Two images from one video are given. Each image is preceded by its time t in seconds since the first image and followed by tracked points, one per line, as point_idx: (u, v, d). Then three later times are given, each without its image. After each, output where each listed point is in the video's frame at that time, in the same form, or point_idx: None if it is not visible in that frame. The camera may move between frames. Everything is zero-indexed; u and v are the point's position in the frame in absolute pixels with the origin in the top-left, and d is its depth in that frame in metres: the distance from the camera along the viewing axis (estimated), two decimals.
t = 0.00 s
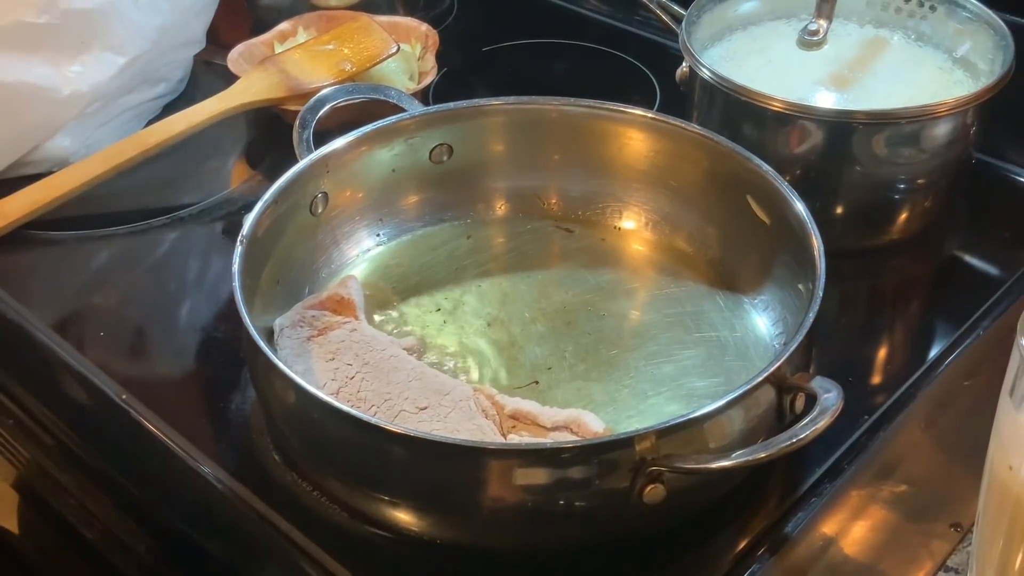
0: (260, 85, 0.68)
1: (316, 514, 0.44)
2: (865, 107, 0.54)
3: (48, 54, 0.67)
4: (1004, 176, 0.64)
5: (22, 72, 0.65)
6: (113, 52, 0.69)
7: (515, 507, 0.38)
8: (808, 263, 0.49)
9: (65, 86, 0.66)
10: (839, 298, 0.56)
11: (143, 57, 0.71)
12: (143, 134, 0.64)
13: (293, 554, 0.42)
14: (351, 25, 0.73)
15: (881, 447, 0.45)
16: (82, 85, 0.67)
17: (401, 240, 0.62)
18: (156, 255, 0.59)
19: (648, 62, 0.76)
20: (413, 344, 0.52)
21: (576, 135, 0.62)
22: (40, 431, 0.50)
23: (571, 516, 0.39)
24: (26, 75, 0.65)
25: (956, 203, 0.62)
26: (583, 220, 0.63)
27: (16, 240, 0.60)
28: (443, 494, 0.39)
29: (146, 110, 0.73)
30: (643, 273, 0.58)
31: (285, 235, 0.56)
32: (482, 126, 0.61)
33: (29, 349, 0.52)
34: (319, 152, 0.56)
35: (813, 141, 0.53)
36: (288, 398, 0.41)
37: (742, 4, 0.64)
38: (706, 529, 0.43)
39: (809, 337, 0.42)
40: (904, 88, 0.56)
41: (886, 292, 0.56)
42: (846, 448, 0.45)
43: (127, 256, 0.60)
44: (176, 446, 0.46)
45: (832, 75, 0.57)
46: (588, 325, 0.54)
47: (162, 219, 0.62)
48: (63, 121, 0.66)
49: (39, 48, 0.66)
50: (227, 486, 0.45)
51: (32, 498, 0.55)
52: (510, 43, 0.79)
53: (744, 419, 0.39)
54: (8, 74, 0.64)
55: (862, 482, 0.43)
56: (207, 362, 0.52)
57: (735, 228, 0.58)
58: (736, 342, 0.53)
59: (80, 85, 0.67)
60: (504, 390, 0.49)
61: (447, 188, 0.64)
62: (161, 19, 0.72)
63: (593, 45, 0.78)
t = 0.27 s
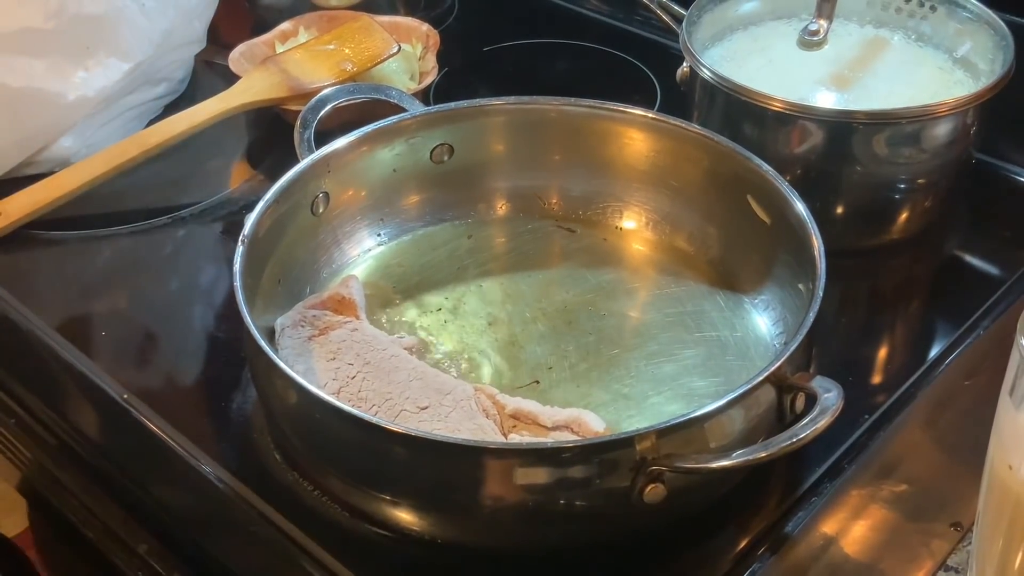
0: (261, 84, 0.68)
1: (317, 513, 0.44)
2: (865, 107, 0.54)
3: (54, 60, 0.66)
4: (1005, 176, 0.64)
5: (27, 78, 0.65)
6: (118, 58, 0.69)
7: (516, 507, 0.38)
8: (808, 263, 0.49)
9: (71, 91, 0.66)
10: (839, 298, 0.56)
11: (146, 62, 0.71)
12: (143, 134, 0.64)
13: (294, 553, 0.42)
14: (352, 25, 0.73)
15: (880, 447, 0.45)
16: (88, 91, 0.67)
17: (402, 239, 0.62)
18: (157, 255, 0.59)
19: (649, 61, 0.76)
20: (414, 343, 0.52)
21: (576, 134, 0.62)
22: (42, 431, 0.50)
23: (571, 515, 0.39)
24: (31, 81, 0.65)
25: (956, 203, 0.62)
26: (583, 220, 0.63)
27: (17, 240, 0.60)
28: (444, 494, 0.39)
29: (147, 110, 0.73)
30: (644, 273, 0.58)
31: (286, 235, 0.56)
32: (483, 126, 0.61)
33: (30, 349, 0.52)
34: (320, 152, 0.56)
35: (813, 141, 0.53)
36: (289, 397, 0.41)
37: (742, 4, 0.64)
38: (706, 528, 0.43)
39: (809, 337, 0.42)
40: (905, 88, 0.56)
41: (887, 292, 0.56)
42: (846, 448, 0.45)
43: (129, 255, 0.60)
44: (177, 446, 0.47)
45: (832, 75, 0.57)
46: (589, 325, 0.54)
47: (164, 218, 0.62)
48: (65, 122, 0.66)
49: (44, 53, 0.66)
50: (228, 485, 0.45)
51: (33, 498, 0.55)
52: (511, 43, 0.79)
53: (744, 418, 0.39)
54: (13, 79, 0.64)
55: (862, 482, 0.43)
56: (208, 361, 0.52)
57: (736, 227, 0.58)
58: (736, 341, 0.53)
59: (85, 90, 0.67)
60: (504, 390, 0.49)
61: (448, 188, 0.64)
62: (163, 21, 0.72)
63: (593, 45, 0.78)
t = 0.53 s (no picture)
0: (262, 84, 0.68)
1: (318, 512, 0.44)
2: (866, 107, 0.54)
3: (54, 59, 0.66)
4: (1005, 176, 0.64)
5: (26, 76, 0.65)
6: (117, 55, 0.69)
7: (516, 506, 0.38)
8: (809, 262, 0.49)
9: (70, 89, 0.66)
10: (840, 298, 0.56)
11: (145, 60, 0.71)
12: (145, 133, 0.64)
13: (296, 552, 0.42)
14: (353, 24, 0.73)
15: (880, 446, 0.45)
16: (87, 88, 0.67)
17: (403, 239, 0.62)
18: (158, 255, 0.60)
19: (650, 61, 0.76)
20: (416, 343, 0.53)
21: (577, 134, 0.62)
22: (44, 430, 0.50)
23: (572, 514, 0.39)
24: (30, 79, 0.65)
25: (957, 202, 0.62)
26: (584, 220, 0.63)
27: (18, 239, 0.60)
28: (445, 493, 0.39)
29: (148, 110, 0.73)
30: (644, 273, 0.58)
31: (288, 234, 0.56)
32: (483, 125, 0.61)
33: (31, 348, 0.52)
34: (321, 151, 0.56)
35: (814, 140, 0.53)
36: (290, 397, 0.41)
37: (743, 4, 0.65)
38: (707, 527, 0.43)
39: (809, 336, 0.42)
40: (905, 88, 0.56)
41: (887, 291, 0.56)
42: (847, 447, 0.45)
43: (130, 255, 0.60)
44: (178, 445, 0.47)
45: (833, 75, 0.57)
46: (590, 324, 0.54)
47: (166, 217, 0.63)
48: (65, 120, 0.66)
49: (44, 52, 0.66)
50: (228, 483, 0.45)
51: (35, 497, 0.55)
52: (512, 42, 0.79)
53: (745, 418, 0.39)
54: (12, 78, 0.64)
55: (862, 481, 0.43)
56: (209, 361, 0.52)
57: (737, 227, 0.58)
58: (736, 341, 0.53)
59: (85, 88, 0.67)
60: (505, 389, 0.49)
61: (449, 187, 0.64)
62: (165, 20, 0.72)
63: (594, 44, 0.78)
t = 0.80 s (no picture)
0: (265, 82, 0.68)
1: (321, 510, 0.44)
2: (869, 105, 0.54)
3: (55, 56, 0.66)
4: (1008, 174, 0.64)
5: (28, 73, 0.65)
6: (119, 52, 0.69)
7: (519, 503, 0.38)
8: (812, 260, 0.49)
9: (72, 86, 0.66)
10: (843, 296, 0.56)
11: (147, 57, 0.71)
12: (147, 132, 0.64)
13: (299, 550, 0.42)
14: (356, 22, 0.73)
15: (883, 444, 0.45)
16: (89, 86, 0.67)
17: (405, 237, 0.62)
18: (161, 253, 0.60)
19: (652, 59, 0.76)
20: (419, 341, 0.53)
21: (580, 132, 0.62)
22: (47, 428, 0.50)
23: (575, 512, 0.39)
24: (32, 76, 0.65)
25: (959, 201, 0.62)
26: (587, 218, 0.63)
27: (21, 238, 0.60)
28: (448, 491, 0.39)
29: (150, 108, 0.73)
30: (647, 271, 0.58)
31: (291, 232, 0.56)
32: (486, 123, 0.61)
33: (34, 346, 0.52)
34: (324, 149, 0.56)
35: (817, 138, 0.53)
36: (293, 394, 0.41)
37: (745, 1, 0.64)
38: (710, 525, 0.43)
39: (813, 334, 0.42)
40: (908, 85, 0.56)
41: (890, 290, 0.56)
42: (850, 445, 0.45)
43: (133, 253, 0.60)
44: (181, 443, 0.47)
45: (837, 73, 0.57)
46: (593, 323, 0.54)
47: (168, 215, 0.63)
48: (67, 119, 0.66)
49: (46, 49, 0.66)
50: (231, 481, 0.45)
51: (38, 496, 0.55)
52: (514, 41, 0.79)
53: (748, 415, 0.39)
54: (14, 76, 0.64)
55: (865, 479, 0.43)
56: (212, 359, 0.52)
57: (740, 225, 0.58)
58: (739, 339, 0.53)
59: (87, 85, 0.67)
60: (508, 387, 0.49)
61: (451, 185, 0.64)
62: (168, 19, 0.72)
63: (596, 42, 0.78)
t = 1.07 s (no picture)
0: (267, 80, 0.68)
1: (324, 508, 0.44)
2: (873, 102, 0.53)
3: (57, 53, 0.66)
4: (1012, 172, 0.64)
5: (30, 70, 0.65)
6: (120, 49, 0.69)
7: (522, 501, 0.38)
8: (816, 257, 0.49)
9: (73, 83, 0.66)
10: (846, 294, 0.56)
11: (150, 55, 0.71)
12: (149, 129, 0.64)
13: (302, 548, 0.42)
14: (358, 20, 0.73)
15: (887, 443, 0.45)
16: (90, 83, 0.67)
17: (408, 235, 0.62)
18: (162, 250, 0.59)
19: (655, 57, 0.76)
20: (422, 338, 0.53)
21: (583, 129, 0.62)
22: (50, 426, 0.50)
23: (579, 510, 0.39)
24: (34, 73, 0.65)
25: (963, 198, 0.62)
26: (590, 215, 0.63)
27: (23, 236, 0.60)
28: (452, 489, 0.39)
29: (152, 106, 0.73)
30: (650, 269, 0.58)
31: (293, 229, 0.56)
32: (489, 121, 0.61)
33: (36, 343, 0.52)
34: (327, 146, 0.56)
35: (821, 136, 0.53)
36: (296, 392, 0.41)
37: None
38: (714, 523, 0.43)
39: (817, 332, 0.42)
40: (913, 82, 0.56)
41: (894, 287, 0.56)
42: (854, 443, 0.45)
43: (135, 250, 0.60)
44: (184, 440, 0.47)
45: (840, 70, 0.57)
46: (596, 320, 0.54)
47: (170, 213, 0.62)
48: (69, 116, 0.66)
49: (48, 47, 0.66)
50: (235, 478, 0.45)
51: (41, 494, 0.55)
52: (517, 38, 0.79)
53: (752, 413, 0.39)
54: (16, 73, 0.64)
55: (869, 477, 0.43)
56: (215, 356, 0.52)
57: (744, 222, 0.58)
58: (743, 337, 0.53)
59: (87, 82, 0.67)
60: (511, 384, 0.49)
61: (454, 183, 0.64)
62: (169, 16, 0.72)
63: (599, 40, 0.78)
